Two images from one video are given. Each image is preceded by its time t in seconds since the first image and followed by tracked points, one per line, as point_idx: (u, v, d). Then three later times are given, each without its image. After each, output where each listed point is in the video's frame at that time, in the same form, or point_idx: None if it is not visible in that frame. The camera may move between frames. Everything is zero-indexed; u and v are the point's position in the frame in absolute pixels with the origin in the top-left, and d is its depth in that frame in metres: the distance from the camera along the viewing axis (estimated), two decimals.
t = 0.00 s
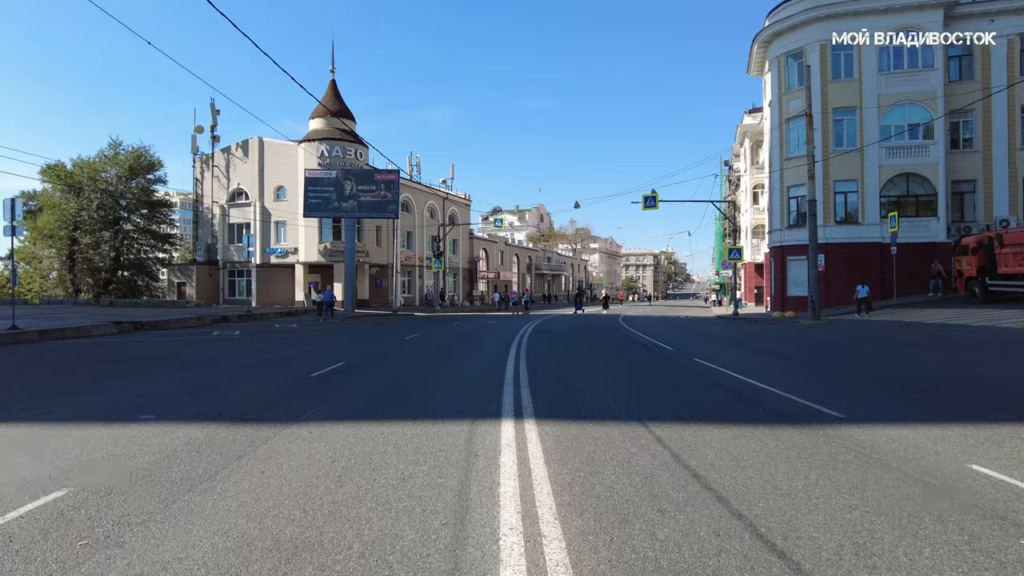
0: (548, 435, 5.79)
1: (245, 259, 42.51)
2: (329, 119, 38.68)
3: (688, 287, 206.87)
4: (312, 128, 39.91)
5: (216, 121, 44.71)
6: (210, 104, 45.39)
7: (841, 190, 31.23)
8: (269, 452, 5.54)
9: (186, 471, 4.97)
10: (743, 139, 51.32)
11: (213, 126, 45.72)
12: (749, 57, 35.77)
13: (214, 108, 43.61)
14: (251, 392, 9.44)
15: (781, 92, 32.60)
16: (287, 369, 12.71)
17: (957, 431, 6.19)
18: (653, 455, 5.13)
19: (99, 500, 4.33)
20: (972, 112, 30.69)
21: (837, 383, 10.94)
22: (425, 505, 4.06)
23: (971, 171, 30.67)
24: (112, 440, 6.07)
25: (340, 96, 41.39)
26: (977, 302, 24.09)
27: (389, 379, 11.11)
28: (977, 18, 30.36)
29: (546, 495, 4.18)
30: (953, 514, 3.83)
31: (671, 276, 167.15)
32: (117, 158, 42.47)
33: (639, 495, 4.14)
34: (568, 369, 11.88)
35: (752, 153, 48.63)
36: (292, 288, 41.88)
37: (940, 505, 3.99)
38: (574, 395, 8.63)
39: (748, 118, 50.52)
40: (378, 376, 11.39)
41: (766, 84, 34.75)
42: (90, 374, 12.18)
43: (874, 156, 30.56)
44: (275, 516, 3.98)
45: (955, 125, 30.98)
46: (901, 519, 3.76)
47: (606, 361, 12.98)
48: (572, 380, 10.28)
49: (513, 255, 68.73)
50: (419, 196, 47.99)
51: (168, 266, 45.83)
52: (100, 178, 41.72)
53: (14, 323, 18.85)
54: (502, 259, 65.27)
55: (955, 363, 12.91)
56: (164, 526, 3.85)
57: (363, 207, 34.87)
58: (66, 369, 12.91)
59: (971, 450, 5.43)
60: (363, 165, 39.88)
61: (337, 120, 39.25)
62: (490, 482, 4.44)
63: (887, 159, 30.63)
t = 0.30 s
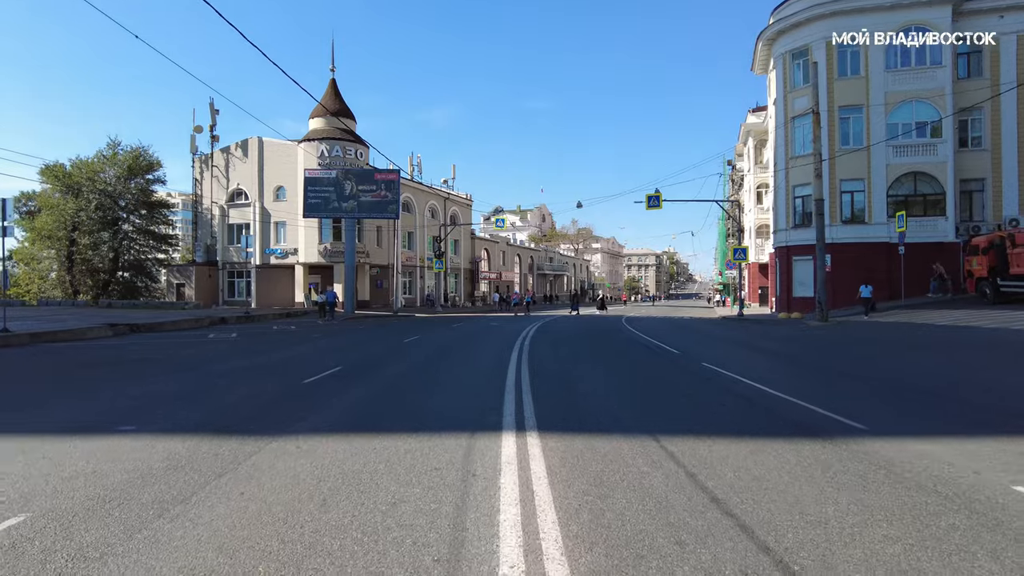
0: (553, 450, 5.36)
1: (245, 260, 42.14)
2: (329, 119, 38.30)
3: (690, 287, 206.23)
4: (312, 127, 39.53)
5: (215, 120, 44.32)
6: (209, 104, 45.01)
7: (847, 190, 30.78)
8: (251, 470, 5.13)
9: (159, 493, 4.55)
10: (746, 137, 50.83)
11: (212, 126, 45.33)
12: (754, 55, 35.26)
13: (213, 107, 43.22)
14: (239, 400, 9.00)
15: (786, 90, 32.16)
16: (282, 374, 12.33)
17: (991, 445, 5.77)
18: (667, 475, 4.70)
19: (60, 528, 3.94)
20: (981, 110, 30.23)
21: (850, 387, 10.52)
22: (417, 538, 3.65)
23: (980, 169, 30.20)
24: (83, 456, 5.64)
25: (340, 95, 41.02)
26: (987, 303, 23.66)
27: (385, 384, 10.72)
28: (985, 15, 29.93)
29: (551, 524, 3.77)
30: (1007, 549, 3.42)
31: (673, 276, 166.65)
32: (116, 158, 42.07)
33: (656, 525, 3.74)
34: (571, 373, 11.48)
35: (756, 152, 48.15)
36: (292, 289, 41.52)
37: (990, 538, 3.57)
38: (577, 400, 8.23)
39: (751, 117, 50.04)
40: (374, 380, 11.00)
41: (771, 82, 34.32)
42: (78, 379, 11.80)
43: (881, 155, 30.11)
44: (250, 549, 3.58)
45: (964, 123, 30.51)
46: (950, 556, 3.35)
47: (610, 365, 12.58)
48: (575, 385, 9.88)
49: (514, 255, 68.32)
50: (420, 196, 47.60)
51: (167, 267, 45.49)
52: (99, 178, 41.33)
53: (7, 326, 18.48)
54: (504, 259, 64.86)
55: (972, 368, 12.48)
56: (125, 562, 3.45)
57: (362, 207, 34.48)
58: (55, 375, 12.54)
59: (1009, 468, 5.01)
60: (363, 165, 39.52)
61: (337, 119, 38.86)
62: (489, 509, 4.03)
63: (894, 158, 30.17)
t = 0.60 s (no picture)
0: (559, 461, 4.93)
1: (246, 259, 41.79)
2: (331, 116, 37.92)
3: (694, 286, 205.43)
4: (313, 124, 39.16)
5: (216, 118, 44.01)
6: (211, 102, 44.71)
7: (856, 187, 30.24)
8: (230, 481, 4.70)
9: (126, 508, 4.14)
10: (752, 135, 50.30)
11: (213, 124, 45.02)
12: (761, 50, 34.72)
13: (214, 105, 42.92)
14: (229, 402, 8.60)
15: (794, 85, 31.64)
16: (277, 375, 11.92)
17: None
18: (685, 490, 4.26)
19: (11, 549, 3.53)
20: (994, 106, 29.67)
21: (869, 389, 10.06)
22: (407, 564, 3.23)
23: (993, 166, 29.64)
24: (52, 463, 5.24)
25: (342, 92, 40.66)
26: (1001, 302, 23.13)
27: (383, 386, 10.29)
28: (997, 8, 29.39)
29: (561, 551, 3.33)
30: None
31: (677, 275, 165.92)
32: (116, 156, 41.82)
33: (679, 551, 3.30)
34: (576, 374, 11.04)
35: (762, 150, 47.62)
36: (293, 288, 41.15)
37: None
38: (584, 403, 7.78)
39: (757, 114, 49.51)
40: (372, 381, 10.58)
41: (778, 78, 33.82)
42: (67, 380, 11.43)
43: (891, 151, 29.57)
44: None
45: (976, 119, 29.96)
46: None
47: (616, 366, 12.14)
48: (581, 388, 9.44)
49: (518, 254, 67.89)
50: (422, 194, 47.18)
51: (168, 266, 45.19)
52: (99, 176, 41.06)
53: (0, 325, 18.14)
54: (507, 259, 64.43)
55: (992, 369, 12.00)
56: None
57: (364, 205, 34.09)
58: (43, 375, 12.15)
59: None
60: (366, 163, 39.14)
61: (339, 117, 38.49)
62: (489, 530, 3.61)
63: (904, 155, 29.62)
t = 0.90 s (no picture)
0: (565, 479, 4.53)
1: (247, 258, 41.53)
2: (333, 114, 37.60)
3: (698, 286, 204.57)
4: (315, 122, 38.85)
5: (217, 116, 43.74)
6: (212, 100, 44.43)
7: (865, 185, 29.77)
8: (208, 501, 4.34)
9: (87, 534, 3.77)
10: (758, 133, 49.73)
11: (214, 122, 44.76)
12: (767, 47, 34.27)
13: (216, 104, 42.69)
14: (218, 408, 8.23)
15: (801, 82, 31.19)
16: (272, 378, 11.56)
17: None
18: (703, 516, 3.89)
19: None
20: (1006, 102, 29.15)
21: (888, 395, 9.62)
22: None
23: (1004, 163, 29.13)
24: (19, 478, 4.87)
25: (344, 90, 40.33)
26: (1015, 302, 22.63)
27: (382, 389, 9.92)
28: (1009, 3, 28.88)
29: None
30: None
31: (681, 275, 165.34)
32: (117, 154, 41.60)
33: None
34: (582, 378, 10.64)
35: (768, 148, 47.09)
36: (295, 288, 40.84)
37: None
38: (590, 410, 7.39)
39: (763, 112, 49.00)
40: (370, 385, 10.20)
41: (785, 75, 33.38)
42: (56, 384, 11.11)
43: (900, 149, 29.09)
44: None
45: (987, 116, 29.44)
46: None
47: (623, 370, 11.75)
48: (587, 393, 9.05)
49: (521, 253, 67.52)
50: (425, 192, 46.83)
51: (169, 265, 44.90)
52: (100, 174, 40.83)
53: None
54: (510, 258, 64.05)
55: (1012, 373, 11.55)
56: None
57: (366, 204, 33.74)
58: (33, 377, 11.84)
59: None
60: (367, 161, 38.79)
61: (341, 115, 38.18)
62: (488, 562, 3.24)
63: (915, 152, 29.11)
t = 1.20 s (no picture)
0: (570, 496, 4.12)
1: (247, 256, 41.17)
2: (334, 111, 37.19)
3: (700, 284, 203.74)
4: (315, 120, 38.46)
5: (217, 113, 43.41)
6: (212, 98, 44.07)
7: (873, 182, 29.26)
8: (178, 521, 3.94)
9: (39, 560, 3.38)
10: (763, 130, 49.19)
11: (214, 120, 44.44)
12: (773, 42, 33.77)
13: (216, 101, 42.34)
14: (205, 412, 7.85)
15: (808, 77, 30.67)
16: (265, 379, 11.17)
17: None
18: (726, 541, 3.48)
19: None
20: (1017, 97, 28.61)
21: (908, 397, 9.19)
22: None
23: (1015, 159, 28.62)
24: None
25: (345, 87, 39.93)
26: None
27: (378, 392, 9.53)
28: None
29: None
30: None
31: (684, 274, 164.70)
32: (117, 152, 41.30)
33: None
34: (587, 382, 10.21)
35: (774, 144, 46.54)
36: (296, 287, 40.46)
37: None
38: (596, 418, 6.96)
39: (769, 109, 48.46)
40: (367, 387, 9.82)
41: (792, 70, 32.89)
42: (41, 386, 10.75)
43: (909, 145, 28.57)
44: None
45: (998, 111, 28.91)
46: None
47: (629, 373, 11.32)
48: (591, 398, 8.63)
49: (524, 252, 67.06)
50: (426, 190, 46.41)
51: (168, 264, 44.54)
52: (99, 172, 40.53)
53: None
54: (513, 256, 63.61)
55: None
56: None
57: (366, 202, 33.33)
58: (20, 378, 11.49)
59: None
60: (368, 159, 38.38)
61: (341, 112, 37.78)
62: None
63: (924, 148, 28.64)
